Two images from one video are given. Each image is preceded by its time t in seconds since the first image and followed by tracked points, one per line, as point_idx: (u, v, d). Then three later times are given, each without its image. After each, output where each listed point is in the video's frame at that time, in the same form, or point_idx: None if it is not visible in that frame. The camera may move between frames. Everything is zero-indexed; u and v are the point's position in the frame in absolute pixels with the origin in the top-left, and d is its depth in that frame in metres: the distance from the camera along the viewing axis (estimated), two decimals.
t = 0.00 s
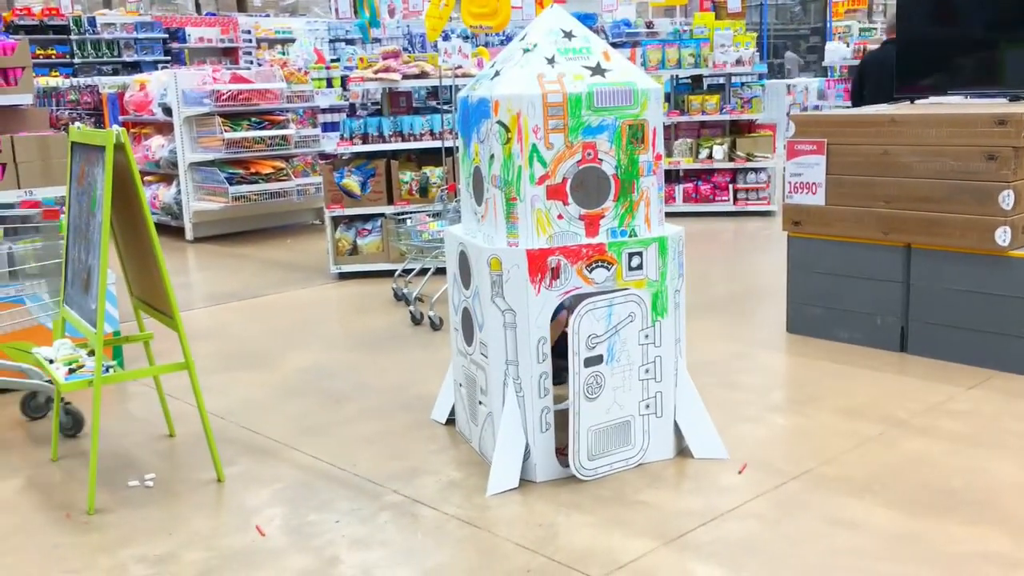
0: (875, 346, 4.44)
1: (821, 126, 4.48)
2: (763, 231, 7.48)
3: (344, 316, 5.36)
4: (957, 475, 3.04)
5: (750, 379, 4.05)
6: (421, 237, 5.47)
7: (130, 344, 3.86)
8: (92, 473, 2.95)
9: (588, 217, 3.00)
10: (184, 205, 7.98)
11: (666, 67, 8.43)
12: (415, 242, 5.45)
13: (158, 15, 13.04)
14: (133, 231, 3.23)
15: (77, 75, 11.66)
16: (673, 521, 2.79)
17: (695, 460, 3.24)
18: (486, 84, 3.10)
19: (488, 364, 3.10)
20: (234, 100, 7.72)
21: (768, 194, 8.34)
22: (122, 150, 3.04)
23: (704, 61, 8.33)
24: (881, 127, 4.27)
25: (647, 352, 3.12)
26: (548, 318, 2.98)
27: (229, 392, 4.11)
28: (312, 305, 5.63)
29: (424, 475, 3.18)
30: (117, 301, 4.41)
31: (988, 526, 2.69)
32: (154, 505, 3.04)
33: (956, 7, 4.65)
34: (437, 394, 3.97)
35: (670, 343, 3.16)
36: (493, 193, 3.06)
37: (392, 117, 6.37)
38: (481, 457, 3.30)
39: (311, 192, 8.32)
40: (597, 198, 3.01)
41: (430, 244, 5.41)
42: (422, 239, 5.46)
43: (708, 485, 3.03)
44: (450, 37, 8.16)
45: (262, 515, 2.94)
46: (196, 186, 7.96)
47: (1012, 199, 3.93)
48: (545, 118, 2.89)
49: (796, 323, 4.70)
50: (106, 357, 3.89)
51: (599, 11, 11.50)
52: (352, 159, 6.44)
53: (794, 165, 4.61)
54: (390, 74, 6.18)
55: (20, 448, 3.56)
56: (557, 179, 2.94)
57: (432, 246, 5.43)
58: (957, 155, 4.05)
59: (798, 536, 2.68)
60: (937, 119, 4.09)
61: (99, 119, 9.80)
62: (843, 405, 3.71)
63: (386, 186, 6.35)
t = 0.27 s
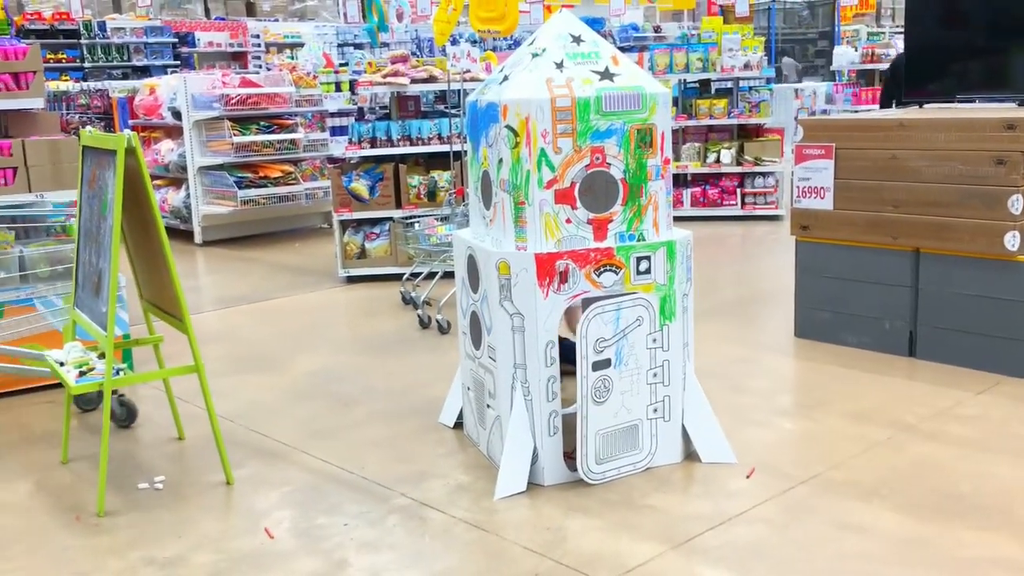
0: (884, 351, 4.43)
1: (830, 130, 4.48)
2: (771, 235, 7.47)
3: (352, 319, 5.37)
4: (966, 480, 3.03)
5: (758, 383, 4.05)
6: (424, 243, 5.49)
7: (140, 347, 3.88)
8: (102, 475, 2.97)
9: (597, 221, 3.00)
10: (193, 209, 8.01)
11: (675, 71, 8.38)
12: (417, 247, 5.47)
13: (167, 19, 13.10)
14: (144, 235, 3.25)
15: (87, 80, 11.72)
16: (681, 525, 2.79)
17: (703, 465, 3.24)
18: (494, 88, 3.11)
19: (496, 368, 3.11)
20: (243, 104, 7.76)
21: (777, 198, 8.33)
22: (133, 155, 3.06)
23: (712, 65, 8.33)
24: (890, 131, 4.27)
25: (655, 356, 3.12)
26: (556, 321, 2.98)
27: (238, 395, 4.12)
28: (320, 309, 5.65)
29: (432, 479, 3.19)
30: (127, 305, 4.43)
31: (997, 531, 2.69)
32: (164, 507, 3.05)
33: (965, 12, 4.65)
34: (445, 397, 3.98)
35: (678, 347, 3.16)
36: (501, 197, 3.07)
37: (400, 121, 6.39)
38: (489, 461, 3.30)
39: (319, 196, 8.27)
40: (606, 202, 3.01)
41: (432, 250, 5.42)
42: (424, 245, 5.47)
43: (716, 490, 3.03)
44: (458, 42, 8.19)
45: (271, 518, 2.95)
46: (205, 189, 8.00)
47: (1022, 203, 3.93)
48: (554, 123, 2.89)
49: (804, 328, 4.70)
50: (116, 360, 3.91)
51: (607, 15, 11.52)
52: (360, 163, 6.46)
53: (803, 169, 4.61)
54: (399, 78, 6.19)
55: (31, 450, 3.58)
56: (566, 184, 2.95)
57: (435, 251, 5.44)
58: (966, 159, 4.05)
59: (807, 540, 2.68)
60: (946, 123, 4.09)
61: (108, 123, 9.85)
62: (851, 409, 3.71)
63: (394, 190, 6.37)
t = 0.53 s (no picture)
0: (892, 357, 4.42)
1: (838, 135, 4.48)
2: (779, 240, 7.46)
3: (360, 324, 5.38)
4: (974, 486, 3.02)
5: (765, 388, 4.04)
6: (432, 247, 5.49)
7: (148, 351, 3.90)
8: (111, 479, 2.98)
9: (604, 226, 3.01)
10: (201, 213, 8.04)
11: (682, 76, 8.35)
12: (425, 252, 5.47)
13: (175, 24, 13.17)
14: (153, 240, 3.26)
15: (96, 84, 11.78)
16: (688, 531, 2.79)
17: (710, 470, 3.24)
18: (502, 93, 3.11)
19: (504, 373, 3.11)
20: (252, 109, 7.77)
21: (784, 203, 8.31)
22: (142, 159, 3.07)
23: (719, 70, 8.32)
24: (898, 136, 4.26)
25: (663, 361, 3.11)
26: (563, 326, 2.98)
27: (246, 399, 4.13)
28: (328, 313, 5.66)
29: (440, 483, 3.19)
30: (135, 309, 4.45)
31: (1006, 538, 2.67)
32: (171, 511, 3.06)
33: (974, 16, 4.64)
34: (453, 402, 3.98)
35: (686, 352, 3.16)
36: (509, 202, 3.07)
37: (408, 126, 6.40)
38: (496, 466, 3.30)
39: (327, 201, 8.39)
40: (613, 207, 3.01)
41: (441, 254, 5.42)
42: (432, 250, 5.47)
43: (724, 495, 3.03)
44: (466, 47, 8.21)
45: (279, 522, 2.95)
46: (213, 194, 8.02)
47: None
48: (562, 128, 2.90)
49: (812, 333, 4.69)
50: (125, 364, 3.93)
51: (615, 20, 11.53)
52: (368, 167, 6.46)
53: (810, 174, 4.61)
54: (406, 83, 6.20)
55: (40, 454, 3.59)
56: (573, 189, 2.95)
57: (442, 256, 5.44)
58: (974, 165, 4.04)
59: (815, 546, 2.67)
60: (955, 128, 4.08)
61: (117, 128, 9.89)
62: (859, 415, 3.70)
63: (401, 195, 6.37)
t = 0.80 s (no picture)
0: (898, 362, 4.41)
1: (844, 140, 4.47)
2: (784, 245, 7.45)
3: (365, 328, 5.38)
4: (981, 493, 3.01)
5: (771, 394, 4.03)
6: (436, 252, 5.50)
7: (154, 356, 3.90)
8: (116, 484, 2.98)
9: (610, 232, 3.00)
10: (207, 218, 8.06)
11: (687, 81, 8.40)
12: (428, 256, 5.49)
13: (182, 29, 13.22)
14: (159, 245, 3.26)
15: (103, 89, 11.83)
16: (694, 537, 2.78)
17: (715, 476, 3.23)
18: (507, 99, 3.12)
19: (509, 379, 3.10)
20: (257, 114, 7.81)
21: (790, 208, 8.30)
22: (148, 165, 3.07)
23: (724, 75, 8.31)
24: (904, 141, 4.26)
25: (668, 367, 3.11)
26: (569, 332, 2.98)
27: (250, 404, 4.13)
28: (333, 318, 5.66)
29: (445, 489, 3.19)
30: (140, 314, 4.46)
31: (1013, 545, 2.66)
32: (176, 516, 3.06)
33: (980, 20, 4.62)
34: (458, 407, 3.97)
35: (691, 357, 3.15)
36: (514, 207, 3.07)
37: (413, 131, 6.41)
38: (501, 472, 3.30)
39: (332, 206, 8.34)
40: (619, 212, 3.01)
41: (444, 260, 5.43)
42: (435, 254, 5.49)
43: (729, 502, 3.02)
44: (472, 52, 8.24)
45: (283, 527, 2.95)
46: (219, 199, 8.03)
47: None
48: (567, 133, 2.89)
49: (818, 338, 4.68)
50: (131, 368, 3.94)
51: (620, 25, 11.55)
52: (373, 172, 6.49)
53: (816, 179, 4.60)
54: (412, 88, 6.21)
55: (45, 458, 3.60)
56: (579, 194, 2.94)
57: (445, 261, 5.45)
58: (980, 170, 4.03)
59: (820, 553, 2.66)
60: (961, 133, 4.07)
61: (123, 133, 9.92)
62: (866, 421, 3.68)
63: (406, 200, 6.39)
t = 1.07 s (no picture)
0: (901, 368, 4.41)
1: (845, 145, 4.47)
2: (787, 250, 7.45)
3: (367, 333, 5.38)
4: (984, 498, 3.00)
5: (773, 399, 4.03)
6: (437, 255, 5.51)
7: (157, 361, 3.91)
8: (118, 489, 2.98)
9: (611, 237, 3.00)
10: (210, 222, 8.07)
11: (689, 86, 8.34)
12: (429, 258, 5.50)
13: (185, 33, 13.25)
14: (162, 250, 3.27)
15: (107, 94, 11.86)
16: (695, 543, 2.78)
17: (717, 481, 3.23)
18: (509, 104, 3.12)
19: (511, 384, 3.11)
20: (260, 119, 7.79)
21: (792, 213, 8.30)
22: (151, 170, 3.08)
23: (727, 81, 8.33)
24: (906, 147, 4.26)
25: (670, 372, 3.11)
26: (571, 337, 2.98)
27: (253, 409, 4.13)
28: (335, 323, 5.67)
29: (446, 494, 3.19)
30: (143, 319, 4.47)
31: (1016, 551, 2.66)
32: (178, 521, 3.06)
33: (982, 25, 4.63)
34: (460, 412, 3.97)
35: (693, 362, 3.15)
36: (516, 212, 3.07)
37: (416, 135, 6.43)
38: (503, 477, 3.30)
39: (335, 210, 8.34)
40: (620, 218, 3.01)
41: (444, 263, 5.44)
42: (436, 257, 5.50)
43: (731, 507, 3.01)
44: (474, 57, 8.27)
45: (285, 532, 2.95)
46: (222, 204, 8.05)
47: None
48: (569, 139, 2.90)
49: (820, 344, 4.67)
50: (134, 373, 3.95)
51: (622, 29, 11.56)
52: (376, 177, 6.50)
53: (818, 185, 4.60)
54: (414, 93, 6.22)
55: (48, 463, 3.60)
56: (581, 200, 2.95)
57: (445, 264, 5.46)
58: (982, 175, 4.03)
59: (822, 559, 2.65)
60: (964, 139, 4.07)
61: (126, 137, 9.94)
62: (868, 426, 3.68)
63: (409, 205, 6.39)
